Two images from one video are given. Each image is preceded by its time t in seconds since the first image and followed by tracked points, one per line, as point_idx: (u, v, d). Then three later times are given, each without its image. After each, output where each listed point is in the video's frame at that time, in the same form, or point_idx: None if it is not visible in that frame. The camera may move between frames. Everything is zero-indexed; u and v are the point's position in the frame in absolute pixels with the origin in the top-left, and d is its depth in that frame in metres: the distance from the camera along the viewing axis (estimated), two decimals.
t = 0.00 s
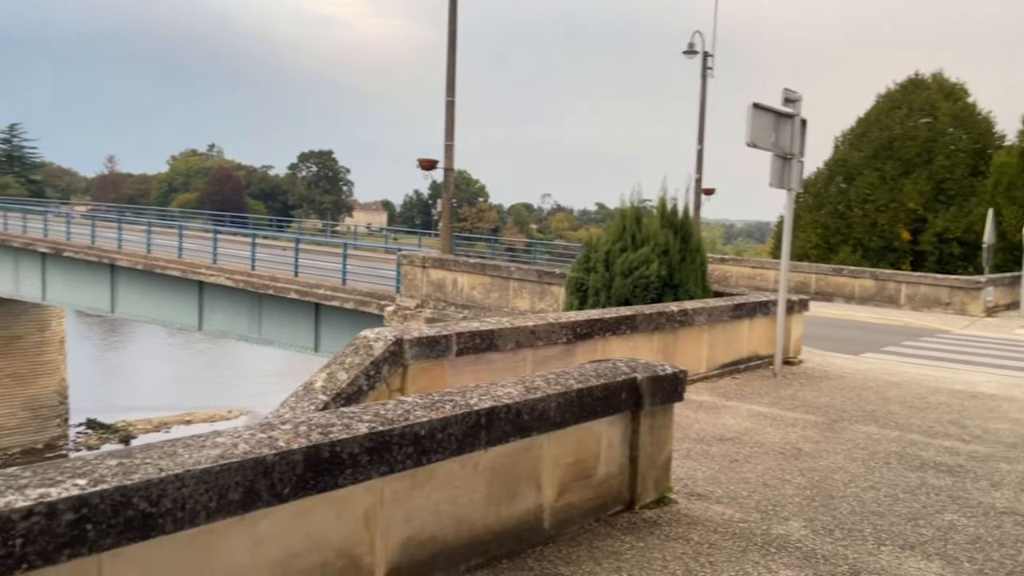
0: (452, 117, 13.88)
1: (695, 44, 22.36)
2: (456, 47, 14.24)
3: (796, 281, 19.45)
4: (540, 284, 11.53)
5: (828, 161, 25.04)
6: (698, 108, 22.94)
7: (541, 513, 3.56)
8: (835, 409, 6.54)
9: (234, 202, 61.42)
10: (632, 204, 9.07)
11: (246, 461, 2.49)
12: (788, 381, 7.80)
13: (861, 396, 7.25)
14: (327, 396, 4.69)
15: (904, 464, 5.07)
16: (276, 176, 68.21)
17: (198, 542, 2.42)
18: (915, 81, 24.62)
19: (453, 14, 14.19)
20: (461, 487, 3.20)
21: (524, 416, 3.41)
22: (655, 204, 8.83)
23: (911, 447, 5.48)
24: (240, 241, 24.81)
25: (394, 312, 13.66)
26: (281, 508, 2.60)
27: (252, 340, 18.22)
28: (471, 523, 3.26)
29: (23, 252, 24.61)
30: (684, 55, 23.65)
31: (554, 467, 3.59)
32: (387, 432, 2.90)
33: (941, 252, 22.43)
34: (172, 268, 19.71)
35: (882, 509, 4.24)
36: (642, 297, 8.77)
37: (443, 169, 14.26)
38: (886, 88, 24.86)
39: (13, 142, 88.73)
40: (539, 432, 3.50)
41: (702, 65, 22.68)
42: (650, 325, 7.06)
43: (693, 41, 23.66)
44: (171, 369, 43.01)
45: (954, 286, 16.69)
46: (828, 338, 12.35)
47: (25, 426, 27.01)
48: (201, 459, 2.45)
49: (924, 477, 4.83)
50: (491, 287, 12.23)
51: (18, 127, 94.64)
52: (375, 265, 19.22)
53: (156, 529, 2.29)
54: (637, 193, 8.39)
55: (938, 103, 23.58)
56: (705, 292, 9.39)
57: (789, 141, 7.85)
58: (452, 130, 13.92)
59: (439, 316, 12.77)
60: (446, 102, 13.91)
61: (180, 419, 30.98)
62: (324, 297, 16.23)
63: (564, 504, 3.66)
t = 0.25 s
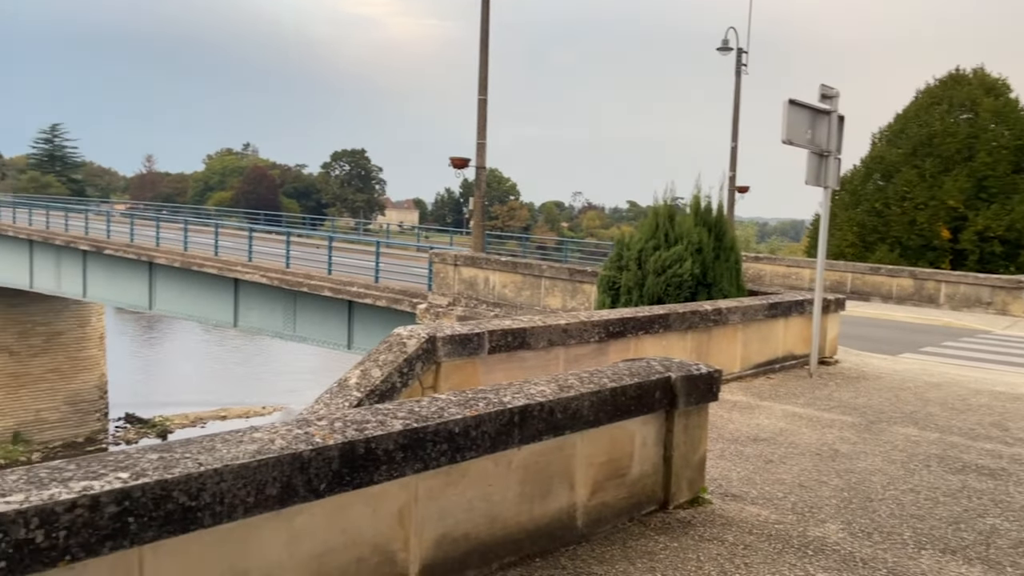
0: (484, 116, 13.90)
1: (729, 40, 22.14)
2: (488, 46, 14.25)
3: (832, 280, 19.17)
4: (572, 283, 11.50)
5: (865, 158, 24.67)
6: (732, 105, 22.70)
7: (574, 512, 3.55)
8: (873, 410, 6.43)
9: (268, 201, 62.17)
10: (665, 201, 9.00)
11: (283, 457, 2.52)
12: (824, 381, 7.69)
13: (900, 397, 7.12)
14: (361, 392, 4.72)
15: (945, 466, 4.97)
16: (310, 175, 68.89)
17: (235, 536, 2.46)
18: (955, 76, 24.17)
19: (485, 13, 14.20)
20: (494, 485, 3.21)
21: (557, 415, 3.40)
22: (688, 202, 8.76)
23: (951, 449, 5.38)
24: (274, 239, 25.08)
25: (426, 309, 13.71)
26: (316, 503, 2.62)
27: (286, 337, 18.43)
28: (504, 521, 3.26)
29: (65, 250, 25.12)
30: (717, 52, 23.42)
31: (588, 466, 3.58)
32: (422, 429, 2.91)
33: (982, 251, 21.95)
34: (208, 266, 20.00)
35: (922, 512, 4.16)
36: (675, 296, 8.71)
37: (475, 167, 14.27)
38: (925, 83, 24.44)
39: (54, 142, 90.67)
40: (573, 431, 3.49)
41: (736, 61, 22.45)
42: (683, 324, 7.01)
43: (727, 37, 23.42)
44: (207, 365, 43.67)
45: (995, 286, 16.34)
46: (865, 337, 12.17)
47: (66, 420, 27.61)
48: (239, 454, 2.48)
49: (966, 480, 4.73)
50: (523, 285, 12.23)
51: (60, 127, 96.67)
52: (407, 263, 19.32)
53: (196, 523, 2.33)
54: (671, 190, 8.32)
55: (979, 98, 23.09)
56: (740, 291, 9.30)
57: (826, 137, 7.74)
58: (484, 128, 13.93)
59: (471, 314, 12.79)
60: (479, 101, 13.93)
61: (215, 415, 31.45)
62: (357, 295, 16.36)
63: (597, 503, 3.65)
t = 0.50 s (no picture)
0: (521, 113, 13.88)
1: (769, 36, 21.83)
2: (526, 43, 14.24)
3: (875, 279, 18.78)
4: (608, 280, 11.43)
5: (909, 155, 24.22)
6: (772, 101, 22.38)
7: (611, 511, 3.54)
8: (917, 412, 6.30)
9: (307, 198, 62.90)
10: (704, 199, 8.90)
11: (322, 452, 2.55)
12: (867, 382, 7.55)
13: (945, 398, 6.97)
14: (398, 388, 4.75)
15: (991, 470, 4.85)
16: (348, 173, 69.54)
17: (276, 530, 2.49)
18: (1004, 71, 23.57)
19: (522, 11, 14.18)
20: (532, 483, 3.21)
21: (594, 413, 3.39)
22: (727, 199, 8.67)
23: (998, 453, 5.25)
24: (313, 237, 25.36)
25: (462, 307, 13.75)
26: (356, 498, 2.65)
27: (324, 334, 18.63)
28: (541, 519, 3.25)
29: (110, 246, 25.66)
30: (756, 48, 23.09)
31: (625, 464, 3.57)
32: (460, 426, 2.92)
33: None
34: (248, 263, 20.29)
35: (967, 516, 4.07)
36: (713, 294, 8.61)
37: (511, 165, 14.26)
38: (972, 78, 23.89)
39: (100, 141, 92.70)
40: (610, 430, 3.48)
41: (776, 57, 22.15)
42: (722, 323, 6.93)
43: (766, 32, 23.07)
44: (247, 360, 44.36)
45: None
46: (908, 338, 11.92)
47: (111, 414, 28.27)
48: (280, 449, 2.51)
49: (1014, 484, 4.61)
50: (559, 283, 12.19)
51: (106, 126, 98.77)
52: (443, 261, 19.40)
53: (237, 516, 2.36)
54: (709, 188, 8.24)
55: None
56: (779, 290, 9.18)
57: (869, 134, 7.59)
58: (520, 126, 13.92)
59: (506, 312, 12.79)
60: (515, 98, 13.91)
61: (255, 410, 31.93)
62: (394, 292, 16.47)
63: (635, 503, 3.63)
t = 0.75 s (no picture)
0: (561, 109, 13.82)
1: (816, 29, 21.39)
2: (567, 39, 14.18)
3: (923, 277, 18.30)
4: (649, 278, 11.34)
5: (961, 150, 23.63)
6: (818, 96, 21.94)
7: (652, 511, 3.50)
8: (967, 414, 6.14)
9: (349, 195, 63.48)
10: (748, 196, 8.78)
11: (363, 446, 2.56)
12: (915, 382, 7.37)
13: (997, 401, 6.78)
14: (438, 384, 4.77)
15: None
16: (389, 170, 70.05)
17: (318, 524, 2.51)
18: None
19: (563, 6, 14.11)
20: (572, 480, 3.19)
21: (635, 411, 3.36)
22: (771, 196, 8.55)
23: None
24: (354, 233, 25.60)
25: (502, 303, 13.75)
26: (396, 493, 2.66)
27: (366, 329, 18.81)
28: (581, 516, 3.24)
29: (158, 243, 26.19)
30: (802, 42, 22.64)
31: (667, 463, 3.53)
32: (500, 423, 2.91)
33: None
34: (291, 259, 20.58)
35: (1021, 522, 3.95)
36: (756, 292, 8.48)
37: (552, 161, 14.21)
38: None
39: (149, 139, 94.67)
40: (651, 428, 3.44)
41: (823, 51, 21.74)
42: (765, 321, 6.83)
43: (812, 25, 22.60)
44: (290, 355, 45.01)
45: None
46: (959, 338, 11.62)
47: (159, 406, 28.96)
48: (322, 443, 2.53)
49: None
50: (599, 280, 12.13)
51: (154, 125, 100.85)
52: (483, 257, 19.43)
53: (280, 509, 2.39)
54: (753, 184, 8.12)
55: None
56: (825, 288, 9.01)
57: (919, 128, 7.41)
58: (561, 122, 13.85)
59: (545, 309, 12.76)
60: (556, 94, 13.85)
61: (297, 404, 32.39)
62: (434, 288, 16.54)
63: (675, 503, 3.59)
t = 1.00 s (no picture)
0: (609, 105, 13.72)
1: (871, 20, 20.87)
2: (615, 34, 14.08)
3: (983, 274, 17.74)
4: (698, 275, 11.21)
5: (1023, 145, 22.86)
6: (873, 88, 21.41)
7: (699, 510, 3.46)
8: None
9: (397, 192, 64.08)
10: (799, 191, 8.64)
11: (410, 440, 2.58)
12: (975, 382, 7.15)
13: None
14: (484, 379, 4.79)
15: None
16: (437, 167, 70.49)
17: (365, 517, 2.53)
18: None
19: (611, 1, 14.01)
20: (618, 478, 3.17)
21: (683, 409, 3.32)
22: (824, 191, 8.39)
23: None
24: (403, 229, 25.81)
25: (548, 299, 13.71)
26: (442, 487, 2.67)
27: (413, 324, 18.94)
28: (627, 515, 3.21)
29: (212, 238, 26.77)
30: (857, 33, 22.11)
31: (714, 463, 3.48)
32: (546, 419, 2.91)
33: None
34: (340, 254, 20.82)
35: None
36: (808, 289, 8.27)
37: (599, 157, 14.13)
38: None
39: (204, 138, 96.88)
40: (699, 426, 3.40)
41: (879, 42, 21.18)
42: (818, 319, 6.70)
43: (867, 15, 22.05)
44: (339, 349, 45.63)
45: None
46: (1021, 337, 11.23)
47: (213, 398, 29.64)
48: (369, 437, 2.56)
49: None
50: (646, 276, 12.03)
51: (209, 124, 103.04)
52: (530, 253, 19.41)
53: (328, 502, 2.42)
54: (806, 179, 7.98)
55: None
56: (880, 286, 8.79)
57: (981, 121, 7.17)
58: (609, 117, 13.76)
59: (592, 305, 12.69)
60: (604, 89, 13.76)
61: (346, 397, 32.84)
62: (481, 284, 16.57)
63: (724, 502, 3.54)
